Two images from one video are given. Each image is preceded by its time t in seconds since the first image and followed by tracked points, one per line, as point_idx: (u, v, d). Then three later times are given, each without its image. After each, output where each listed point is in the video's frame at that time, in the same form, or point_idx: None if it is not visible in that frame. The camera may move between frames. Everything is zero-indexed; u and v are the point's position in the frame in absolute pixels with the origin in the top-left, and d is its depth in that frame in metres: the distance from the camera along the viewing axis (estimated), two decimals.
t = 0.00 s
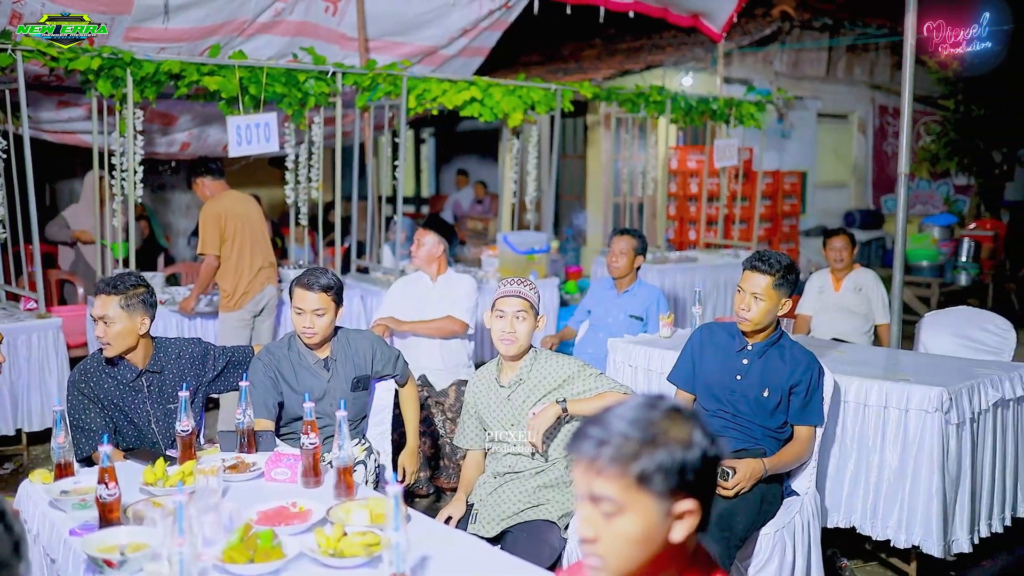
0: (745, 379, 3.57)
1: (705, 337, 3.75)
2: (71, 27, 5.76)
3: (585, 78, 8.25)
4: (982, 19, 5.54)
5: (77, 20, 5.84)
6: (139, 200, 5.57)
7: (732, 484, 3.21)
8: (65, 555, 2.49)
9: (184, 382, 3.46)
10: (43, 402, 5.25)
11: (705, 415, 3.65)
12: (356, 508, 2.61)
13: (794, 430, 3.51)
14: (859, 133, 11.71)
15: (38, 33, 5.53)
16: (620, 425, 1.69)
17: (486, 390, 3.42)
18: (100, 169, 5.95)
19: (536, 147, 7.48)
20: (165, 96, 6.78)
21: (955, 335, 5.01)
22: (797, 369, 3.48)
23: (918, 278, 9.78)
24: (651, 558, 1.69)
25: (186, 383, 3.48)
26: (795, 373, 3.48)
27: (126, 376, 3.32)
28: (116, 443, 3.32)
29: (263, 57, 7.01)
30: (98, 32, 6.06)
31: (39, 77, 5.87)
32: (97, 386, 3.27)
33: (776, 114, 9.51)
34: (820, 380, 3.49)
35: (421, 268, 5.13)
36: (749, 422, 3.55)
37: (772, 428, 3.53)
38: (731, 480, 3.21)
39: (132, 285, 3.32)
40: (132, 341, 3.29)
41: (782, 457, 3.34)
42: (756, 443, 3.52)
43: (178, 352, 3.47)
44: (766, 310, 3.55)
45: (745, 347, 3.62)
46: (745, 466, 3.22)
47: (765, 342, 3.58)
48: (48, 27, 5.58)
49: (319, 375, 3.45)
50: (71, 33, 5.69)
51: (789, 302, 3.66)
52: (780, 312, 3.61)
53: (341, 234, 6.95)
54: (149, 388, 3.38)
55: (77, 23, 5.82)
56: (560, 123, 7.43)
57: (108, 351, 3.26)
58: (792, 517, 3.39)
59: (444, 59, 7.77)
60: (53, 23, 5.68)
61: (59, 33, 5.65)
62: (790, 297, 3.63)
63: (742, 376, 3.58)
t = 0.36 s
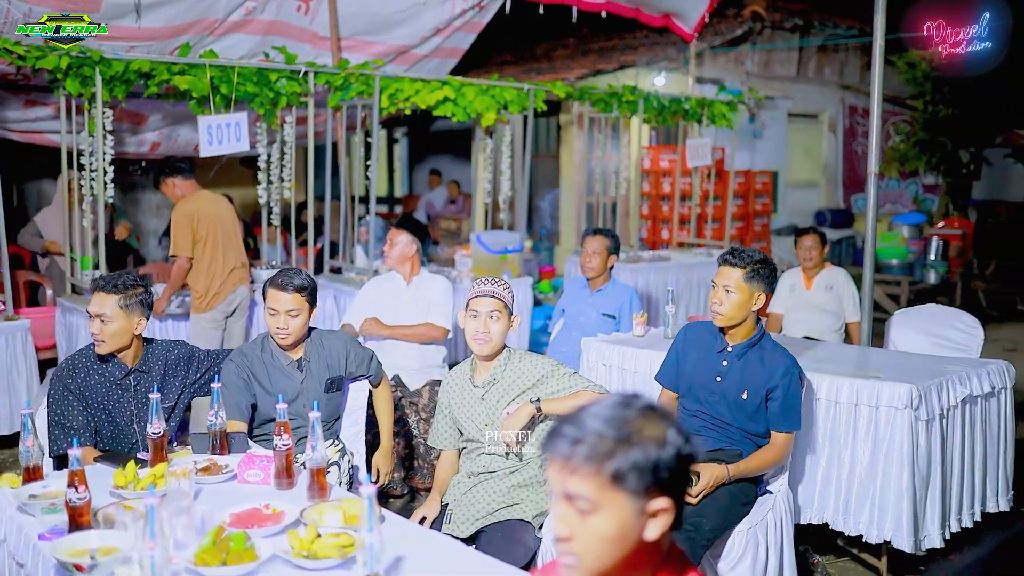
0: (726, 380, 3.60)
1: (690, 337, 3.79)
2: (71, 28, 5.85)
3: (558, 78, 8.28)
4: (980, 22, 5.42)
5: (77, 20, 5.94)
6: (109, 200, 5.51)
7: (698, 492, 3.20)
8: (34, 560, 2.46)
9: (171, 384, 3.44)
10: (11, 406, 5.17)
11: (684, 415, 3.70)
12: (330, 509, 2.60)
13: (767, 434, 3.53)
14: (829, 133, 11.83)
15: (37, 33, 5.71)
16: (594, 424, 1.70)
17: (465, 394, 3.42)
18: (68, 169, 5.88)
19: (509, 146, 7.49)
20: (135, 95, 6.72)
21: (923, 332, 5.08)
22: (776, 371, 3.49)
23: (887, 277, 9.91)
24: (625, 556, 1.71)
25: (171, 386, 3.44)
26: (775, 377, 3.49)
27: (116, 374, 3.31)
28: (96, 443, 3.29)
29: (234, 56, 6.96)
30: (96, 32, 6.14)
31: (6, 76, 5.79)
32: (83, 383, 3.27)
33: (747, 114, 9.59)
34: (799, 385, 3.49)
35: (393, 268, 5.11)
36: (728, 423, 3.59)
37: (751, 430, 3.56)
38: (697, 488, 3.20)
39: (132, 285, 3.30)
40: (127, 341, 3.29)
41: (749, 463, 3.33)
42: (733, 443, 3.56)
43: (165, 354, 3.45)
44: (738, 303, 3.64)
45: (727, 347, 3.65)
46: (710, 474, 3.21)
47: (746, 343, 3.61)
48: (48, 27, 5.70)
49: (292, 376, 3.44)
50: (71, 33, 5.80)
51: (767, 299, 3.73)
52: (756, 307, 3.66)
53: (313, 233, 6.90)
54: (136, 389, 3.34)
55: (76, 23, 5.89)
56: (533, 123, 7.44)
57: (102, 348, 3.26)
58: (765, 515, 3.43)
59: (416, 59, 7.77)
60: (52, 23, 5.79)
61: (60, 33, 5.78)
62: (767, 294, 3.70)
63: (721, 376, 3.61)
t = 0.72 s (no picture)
0: (688, 374, 3.64)
1: (657, 334, 3.84)
2: (71, 28, 5.96)
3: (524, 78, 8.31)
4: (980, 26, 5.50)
5: (77, 20, 6.01)
6: (69, 200, 5.44)
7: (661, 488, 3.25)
8: None
9: (138, 391, 3.37)
10: None
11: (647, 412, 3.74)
12: (294, 511, 2.59)
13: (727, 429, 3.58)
14: (793, 133, 11.97)
15: (38, 33, 5.81)
16: (555, 424, 1.72)
17: (431, 392, 3.42)
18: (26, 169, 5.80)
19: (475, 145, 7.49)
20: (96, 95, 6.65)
21: (883, 330, 5.17)
22: (736, 364, 3.55)
23: (849, 275, 10.07)
24: (585, 555, 1.73)
25: (139, 391, 3.38)
26: (736, 370, 3.55)
27: (84, 375, 3.27)
28: (58, 443, 3.24)
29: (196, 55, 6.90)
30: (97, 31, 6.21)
31: None
32: (52, 380, 3.24)
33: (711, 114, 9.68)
34: (759, 380, 3.54)
35: (359, 269, 5.11)
36: (689, 419, 3.64)
37: (712, 426, 3.61)
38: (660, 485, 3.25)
39: (111, 288, 3.31)
40: (102, 344, 3.25)
41: (711, 458, 3.39)
42: (693, 439, 3.61)
43: (137, 360, 3.39)
44: (702, 295, 3.68)
45: (689, 341, 3.71)
46: (673, 470, 3.27)
47: (709, 336, 3.66)
48: (48, 27, 5.82)
49: (256, 377, 3.42)
50: (71, 33, 5.93)
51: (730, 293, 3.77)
52: (720, 299, 3.71)
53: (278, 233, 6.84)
54: (102, 392, 3.29)
55: (76, 24, 6.00)
56: (498, 122, 7.45)
57: (76, 348, 3.21)
58: (728, 512, 3.47)
59: (381, 58, 7.76)
60: (53, 23, 5.89)
61: (59, 33, 5.88)
62: (730, 287, 3.74)
63: (683, 369, 3.66)
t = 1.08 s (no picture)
0: (651, 373, 3.70)
1: (619, 334, 3.90)
2: (71, 28, 5.90)
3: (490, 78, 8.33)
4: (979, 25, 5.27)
5: (77, 20, 5.95)
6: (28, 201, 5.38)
7: (620, 484, 3.33)
8: None
9: (99, 392, 3.34)
10: None
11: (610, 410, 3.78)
12: (258, 511, 2.60)
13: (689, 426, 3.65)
14: (756, 134, 12.11)
15: (39, 33, 5.80)
16: (516, 419, 1.75)
17: (396, 391, 3.44)
18: None
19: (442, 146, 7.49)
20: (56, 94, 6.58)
21: (844, 326, 5.27)
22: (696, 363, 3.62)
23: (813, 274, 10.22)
24: (544, 549, 1.75)
25: (99, 392, 3.35)
26: (697, 369, 3.61)
27: (42, 377, 3.24)
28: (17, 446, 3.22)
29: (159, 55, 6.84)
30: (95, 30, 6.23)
31: None
32: (9, 383, 3.22)
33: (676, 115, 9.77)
34: (720, 377, 3.60)
35: (326, 268, 5.09)
36: (651, 417, 3.70)
37: (674, 422, 3.68)
38: (618, 481, 3.32)
39: (65, 288, 3.26)
40: (56, 345, 3.22)
41: (670, 455, 3.46)
42: (655, 434, 3.68)
43: (96, 360, 3.35)
44: (664, 298, 3.74)
45: (651, 341, 3.77)
46: (631, 466, 3.35)
47: (671, 337, 3.73)
48: (48, 27, 5.76)
49: (220, 378, 3.42)
50: (71, 34, 5.88)
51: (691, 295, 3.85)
52: (681, 302, 3.78)
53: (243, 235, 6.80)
54: (61, 394, 3.27)
55: (76, 23, 5.92)
56: (464, 123, 7.46)
57: (29, 351, 3.19)
58: (691, 507, 3.53)
59: (347, 58, 7.76)
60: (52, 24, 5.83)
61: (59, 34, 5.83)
62: (690, 290, 3.83)
63: (647, 369, 3.72)
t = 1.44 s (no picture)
0: (624, 369, 3.77)
1: (594, 331, 3.96)
2: (70, 28, 6.03)
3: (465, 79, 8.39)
4: None
5: (77, 20, 6.10)
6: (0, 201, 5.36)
7: (592, 479, 3.40)
8: None
9: (72, 389, 3.36)
10: None
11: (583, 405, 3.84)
12: (233, 503, 2.63)
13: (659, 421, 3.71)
14: (730, 135, 12.23)
15: (38, 33, 5.92)
16: (481, 405, 1.82)
17: (371, 386, 3.48)
18: None
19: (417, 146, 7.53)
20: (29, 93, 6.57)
21: (812, 323, 5.37)
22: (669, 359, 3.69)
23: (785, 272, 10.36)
24: (509, 533, 1.80)
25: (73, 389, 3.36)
26: (669, 365, 3.68)
27: (15, 374, 3.26)
28: None
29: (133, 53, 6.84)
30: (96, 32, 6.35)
31: None
32: None
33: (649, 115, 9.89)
34: (690, 373, 3.67)
35: (299, 268, 5.20)
36: (623, 411, 3.76)
37: (644, 417, 3.74)
38: (591, 475, 3.40)
39: (38, 283, 3.27)
40: (30, 341, 3.24)
41: (643, 450, 3.53)
42: (626, 429, 3.74)
43: (69, 357, 3.37)
44: (643, 293, 3.82)
45: (626, 337, 3.84)
46: (603, 462, 3.43)
47: (645, 333, 3.81)
48: (48, 28, 5.89)
49: (194, 375, 3.44)
50: (71, 33, 6.00)
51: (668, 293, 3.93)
52: (660, 299, 3.87)
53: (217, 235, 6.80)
54: (34, 391, 3.28)
55: (76, 24, 6.07)
56: (439, 123, 7.51)
57: (4, 347, 3.21)
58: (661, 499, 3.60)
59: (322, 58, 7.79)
60: (52, 24, 5.97)
61: (61, 34, 5.96)
62: (670, 288, 3.92)
63: (621, 365, 3.79)
